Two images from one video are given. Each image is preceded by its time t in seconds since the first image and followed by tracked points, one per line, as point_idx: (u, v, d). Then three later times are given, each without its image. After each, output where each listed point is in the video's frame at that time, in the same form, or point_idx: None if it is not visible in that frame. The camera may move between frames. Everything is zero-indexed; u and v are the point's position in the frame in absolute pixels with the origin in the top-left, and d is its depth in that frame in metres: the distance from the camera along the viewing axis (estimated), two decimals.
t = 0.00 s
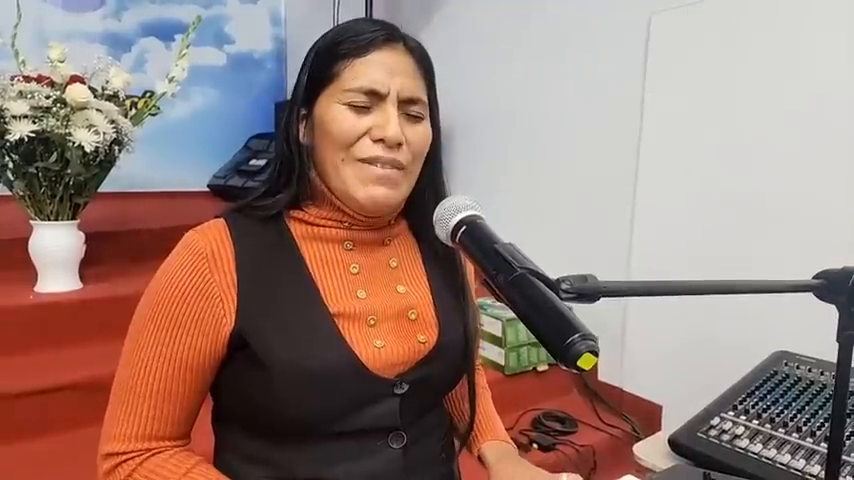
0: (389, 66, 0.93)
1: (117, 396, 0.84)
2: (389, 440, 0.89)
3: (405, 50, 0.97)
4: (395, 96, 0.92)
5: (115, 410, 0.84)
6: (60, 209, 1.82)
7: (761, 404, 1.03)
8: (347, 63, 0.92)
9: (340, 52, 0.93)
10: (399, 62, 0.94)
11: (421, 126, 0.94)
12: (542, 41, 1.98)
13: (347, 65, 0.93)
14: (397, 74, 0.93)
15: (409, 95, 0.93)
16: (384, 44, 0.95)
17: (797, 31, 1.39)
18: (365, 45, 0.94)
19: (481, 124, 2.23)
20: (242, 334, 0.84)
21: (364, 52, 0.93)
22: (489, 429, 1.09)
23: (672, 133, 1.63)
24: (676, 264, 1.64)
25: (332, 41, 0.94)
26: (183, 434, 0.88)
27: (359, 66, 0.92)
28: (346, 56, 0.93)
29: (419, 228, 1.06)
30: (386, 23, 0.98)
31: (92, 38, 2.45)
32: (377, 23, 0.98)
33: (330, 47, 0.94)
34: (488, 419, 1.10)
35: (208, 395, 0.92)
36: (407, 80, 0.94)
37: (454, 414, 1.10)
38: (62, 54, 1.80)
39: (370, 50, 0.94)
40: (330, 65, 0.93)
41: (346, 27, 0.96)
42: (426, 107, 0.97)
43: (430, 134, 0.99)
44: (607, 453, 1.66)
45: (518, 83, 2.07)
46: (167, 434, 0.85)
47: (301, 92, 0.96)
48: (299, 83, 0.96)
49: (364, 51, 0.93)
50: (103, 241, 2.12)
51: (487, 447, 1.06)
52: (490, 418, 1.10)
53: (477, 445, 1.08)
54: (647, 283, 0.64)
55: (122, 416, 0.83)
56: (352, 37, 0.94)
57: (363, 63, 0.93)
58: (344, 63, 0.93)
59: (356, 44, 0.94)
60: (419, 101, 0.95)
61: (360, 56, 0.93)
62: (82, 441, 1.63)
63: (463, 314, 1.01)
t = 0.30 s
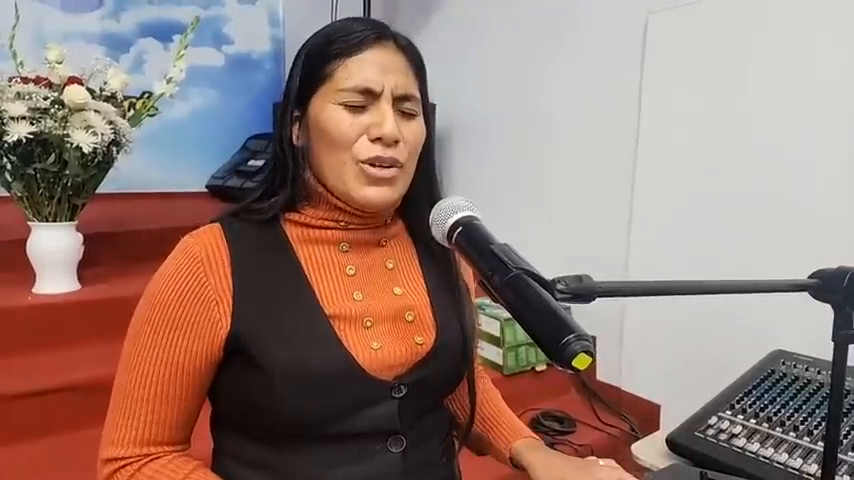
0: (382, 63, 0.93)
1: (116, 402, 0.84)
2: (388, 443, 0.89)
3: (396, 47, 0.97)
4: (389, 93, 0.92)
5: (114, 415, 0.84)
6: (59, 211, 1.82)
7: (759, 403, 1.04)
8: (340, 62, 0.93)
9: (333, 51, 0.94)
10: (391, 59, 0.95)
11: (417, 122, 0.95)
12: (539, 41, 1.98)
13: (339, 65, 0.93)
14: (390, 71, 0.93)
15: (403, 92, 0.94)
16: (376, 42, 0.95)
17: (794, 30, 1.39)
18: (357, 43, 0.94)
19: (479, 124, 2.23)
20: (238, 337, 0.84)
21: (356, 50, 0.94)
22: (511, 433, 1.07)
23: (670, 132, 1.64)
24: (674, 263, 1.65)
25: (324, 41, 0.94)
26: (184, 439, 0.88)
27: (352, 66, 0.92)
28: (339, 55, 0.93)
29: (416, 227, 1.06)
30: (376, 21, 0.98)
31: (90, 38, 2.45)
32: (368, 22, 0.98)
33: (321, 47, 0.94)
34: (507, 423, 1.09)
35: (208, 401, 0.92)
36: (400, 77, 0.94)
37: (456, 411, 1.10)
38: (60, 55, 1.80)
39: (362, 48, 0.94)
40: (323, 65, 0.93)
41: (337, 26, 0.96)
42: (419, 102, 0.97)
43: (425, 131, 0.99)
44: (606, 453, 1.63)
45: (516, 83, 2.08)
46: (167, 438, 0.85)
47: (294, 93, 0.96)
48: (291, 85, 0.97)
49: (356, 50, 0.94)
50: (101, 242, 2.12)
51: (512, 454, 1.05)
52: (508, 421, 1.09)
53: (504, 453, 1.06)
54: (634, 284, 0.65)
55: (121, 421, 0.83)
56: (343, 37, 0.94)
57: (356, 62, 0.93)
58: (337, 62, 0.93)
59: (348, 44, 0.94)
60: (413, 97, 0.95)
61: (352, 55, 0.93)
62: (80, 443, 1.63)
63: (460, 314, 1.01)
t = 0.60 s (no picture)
0: (387, 63, 0.93)
1: (112, 399, 0.84)
2: (384, 444, 0.89)
3: (401, 44, 0.97)
4: (393, 93, 0.92)
5: (111, 413, 0.84)
6: (58, 211, 1.82)
7: (757, 402, 1.04)
8: (345, 61, 0.92)
9: (337, 49, 0.93)
10: (396, 57, 0.95)
11: (420, 122, 0.95)
12: (537, 40, 1.98)
13: (344, 63, 0.93)
14: (395, 70, 0.93)
15: (407, 90, 0.94)
16: (381, 39, 0.95)
17: (789, 28, 1.40)
18: (361, 41, 0.94)
19: (478, 124, 2.23)
20: (237, 339, 0.84)
21: (361, 48, 0.93)
22: (507, 431, 1.08)
23: (668, 132, 1.64)
24: (672, 263, 1.65)
25: (329, 39, 0.94)
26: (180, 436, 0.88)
27: (357, 65, 0.92)
28: (343, 54, 0.93)
29: (417, 228, 1.06)
30: (381, 18, 0.98)
31: (89, 38, 2.45)
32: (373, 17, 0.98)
33: (325, 44, 0.94)
34: (502, 420, 1.09)
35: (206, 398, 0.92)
36: (404, 76, 0.94)
37: (455, 413, 1.10)
38: (59, 55, 1.80)
39: (367, 46, 0.94)
40: (328, 62, 0.93)
41: (343, 23, 0.96)
42: (422, 99, 0.97)
43: (428, 130, 0.99)
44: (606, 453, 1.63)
45: (514, 82, 2.08)
46: (163, 436, 0.85)
47: (298, 90, 0.95)
48: (295, 82, 0.96)
49: (361, 48, 0.93)
50: (101, 242, 2.12)
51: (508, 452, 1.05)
52: (505, 419, 1.09)
53: (500, 450, 1.06)
54: (632, 281, 0.65)
55: (117, 418, 0.83)
56: (347, 33, 0.94)
57: (361, 60, 0.93)
58: (342, 60, 0.93)
59: (353, 41, 0.93)
60: (417, 97, 0.96)
61: (357, 54, 0.93)
62: (80, 443, 1.64)
63: (461, 316, 1.01)
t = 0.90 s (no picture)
0: (392, 73, 0.92)
1: (106, 398, 0.85)
2: (384, 446, 0.89)
3: (406, 53, 0.95)
4: (397, 104, 0.91)
5: (104, 411, 0.84)
6: (57, 209, 1.83)
7: (754, 403, 1.04)
8: (348, 71, 0.91)
9: (339, 58, 0.92)
10: (401, 69, 0.93)
11: (423, 133, 0.95)
12: (537, 41, 1.98)
13: (347, 73, 0.91)
14: (399, 83, 0.92)
15: (411, 103, 0.93)
16: (386, 50, 0.93)
17: (785, 32, 1.41)
18: (366, 51, 0.92)
19: (477, 124, 2.24)
20: (233, 341, 0.84)
21: (366, 59, 0.92)
22: (510, 418, 1.08)
23: (667, 133, 1.64)
24: (670, 264, 1.65)
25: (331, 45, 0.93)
26: (173, 436, 0.87)
27: (360, 75, 0.91)
28: (346, 63, 0.92)
29: (415, 229, 1.06)
30: (386, 26, 0.96)
31: (89, 37, 2.46)
32: (379, 26, 0.96)
33: (327, 52, 0.93)
34: (501, 408, 1.10)
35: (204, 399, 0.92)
36: (409, 87, 0.93)
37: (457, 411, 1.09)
38: (59, 53, 1.80)
39: (372, 58, 0.92)
40: (330, 71, 0.92)
41: (345, 30, 0.95)
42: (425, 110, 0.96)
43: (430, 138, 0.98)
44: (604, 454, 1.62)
45: (513, 82, 2.08)
46: (156, 435, 0.85)
47: (297, 93, 0.95)
48: (295, 85, 0.96)
49: (365, 57, 0.92)
50: (100, 240, 2.12)
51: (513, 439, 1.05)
52: (507, 408, 1.10)
53: (506, 438, 1.06)
54: (628, 281, 0.66)
55: (110, 416, 0.83)
56: (351, 42, 0.93)
57: (365, 71, 0.91)
58: (344, 70, 0.92)
59: (357, 51, 0.92)
60: (422, 107, 0.95)
61: (361, 63, 0.92)
62: (79, 440, 1.64)
63: (460, 316, 1.01)
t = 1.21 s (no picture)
0: (416, 96, 0.88)
1: (102, 401, 0.84)
2: (386, 448, 0.90)
3: (430, 74, 0.91)
4: (419, 129, 0.88)
5: (100, 414, 0.84)
6: (58, 210, 1.83)
7: (754, 404, 1.04)
8: (372, 93, 0.87)
9: (361, 79, 0.88)
10: (423, 91, 0.89)
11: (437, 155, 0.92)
12: (536, 41, 1.98)
13: (369, 94, 0.87)
14: (422, 107, 0.88)
15: (432, 126, 0.89)
16: (410, 72, 0.89)
17: (784, 30, 1.41)
18: (389, 73, 0.88)
19: (476, 123, 2.24)
20: (235, 348, 0.84)
21: (389, 81, 0.88)
22: (506, 420, 1.08)
23: (667, 132, 1.64)
24: (670, 264, 1.65)
25: (351, 66, 0.90)
26: (170, 439, 0.87)
27: (384, 99, 0.87)
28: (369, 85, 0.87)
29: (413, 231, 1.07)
30: (409, 45, 0.92)
31: (90, 38, 2.46)
32: (402, 45, 0.92)
33: (349, 71, 0.89)
34: (496, 408, 1.09)
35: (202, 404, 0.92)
36: (431, 111, 0.89)
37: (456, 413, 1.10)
38: (60, 55, 1.80)
39: (396, 81, 0.88)
40: (350, 92, 0.88)
41: (368, 50, 0.91)
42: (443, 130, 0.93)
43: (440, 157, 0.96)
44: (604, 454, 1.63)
45: (513, 82, 2.08)
46: (152, 439, 0.85)
47: (313, 109, 0.92)
48: (312, 99, 0.92)
49: (389, 79, 0.88)
50: (100, 240, 2.12)
51: (509, 440, 1.05)
52: (505, 409, 1.09)
53: (502, 439, 1.06)
54: (623, 282, 0.66)
55: (106, 420, 0.83)
56: (372, 63, 0.89)
57: (388, 94, 0.87)
58: (366, 91, 0.88)
59: (381, 73, 0.88)
60: (440, 130, 0.91)
61: (384, 85, 0.88)
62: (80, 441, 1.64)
63: (461, 320, 1.02)
